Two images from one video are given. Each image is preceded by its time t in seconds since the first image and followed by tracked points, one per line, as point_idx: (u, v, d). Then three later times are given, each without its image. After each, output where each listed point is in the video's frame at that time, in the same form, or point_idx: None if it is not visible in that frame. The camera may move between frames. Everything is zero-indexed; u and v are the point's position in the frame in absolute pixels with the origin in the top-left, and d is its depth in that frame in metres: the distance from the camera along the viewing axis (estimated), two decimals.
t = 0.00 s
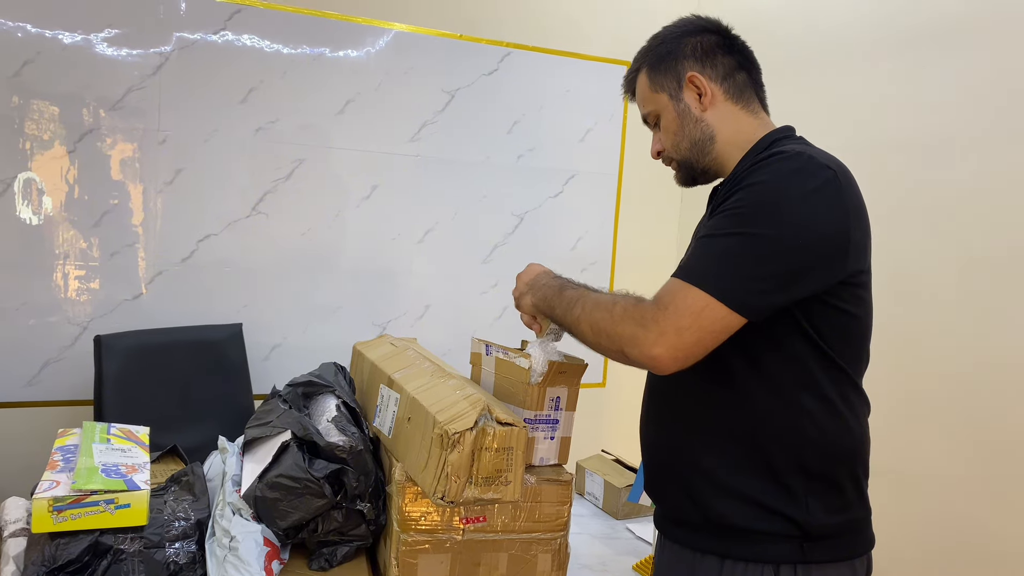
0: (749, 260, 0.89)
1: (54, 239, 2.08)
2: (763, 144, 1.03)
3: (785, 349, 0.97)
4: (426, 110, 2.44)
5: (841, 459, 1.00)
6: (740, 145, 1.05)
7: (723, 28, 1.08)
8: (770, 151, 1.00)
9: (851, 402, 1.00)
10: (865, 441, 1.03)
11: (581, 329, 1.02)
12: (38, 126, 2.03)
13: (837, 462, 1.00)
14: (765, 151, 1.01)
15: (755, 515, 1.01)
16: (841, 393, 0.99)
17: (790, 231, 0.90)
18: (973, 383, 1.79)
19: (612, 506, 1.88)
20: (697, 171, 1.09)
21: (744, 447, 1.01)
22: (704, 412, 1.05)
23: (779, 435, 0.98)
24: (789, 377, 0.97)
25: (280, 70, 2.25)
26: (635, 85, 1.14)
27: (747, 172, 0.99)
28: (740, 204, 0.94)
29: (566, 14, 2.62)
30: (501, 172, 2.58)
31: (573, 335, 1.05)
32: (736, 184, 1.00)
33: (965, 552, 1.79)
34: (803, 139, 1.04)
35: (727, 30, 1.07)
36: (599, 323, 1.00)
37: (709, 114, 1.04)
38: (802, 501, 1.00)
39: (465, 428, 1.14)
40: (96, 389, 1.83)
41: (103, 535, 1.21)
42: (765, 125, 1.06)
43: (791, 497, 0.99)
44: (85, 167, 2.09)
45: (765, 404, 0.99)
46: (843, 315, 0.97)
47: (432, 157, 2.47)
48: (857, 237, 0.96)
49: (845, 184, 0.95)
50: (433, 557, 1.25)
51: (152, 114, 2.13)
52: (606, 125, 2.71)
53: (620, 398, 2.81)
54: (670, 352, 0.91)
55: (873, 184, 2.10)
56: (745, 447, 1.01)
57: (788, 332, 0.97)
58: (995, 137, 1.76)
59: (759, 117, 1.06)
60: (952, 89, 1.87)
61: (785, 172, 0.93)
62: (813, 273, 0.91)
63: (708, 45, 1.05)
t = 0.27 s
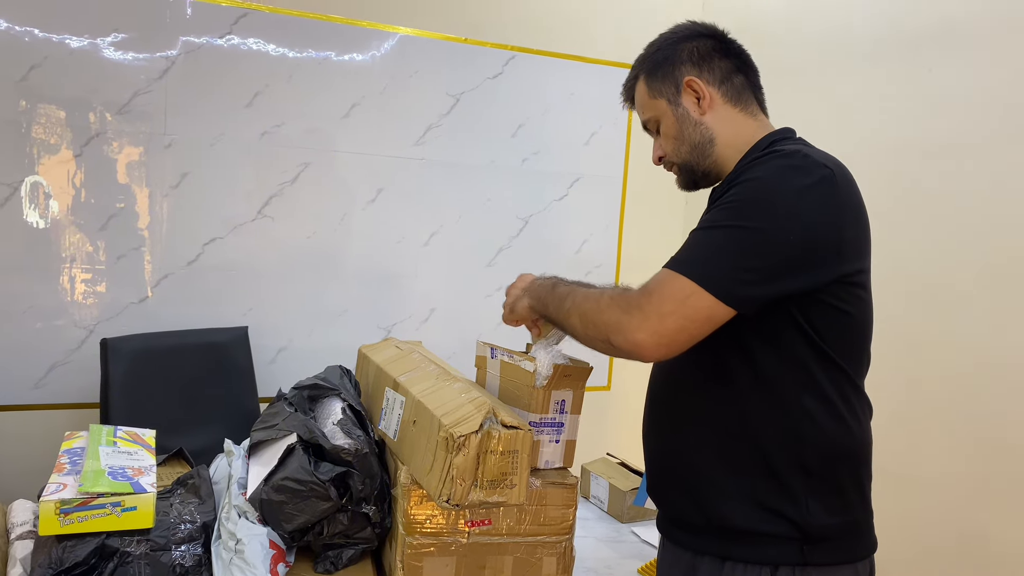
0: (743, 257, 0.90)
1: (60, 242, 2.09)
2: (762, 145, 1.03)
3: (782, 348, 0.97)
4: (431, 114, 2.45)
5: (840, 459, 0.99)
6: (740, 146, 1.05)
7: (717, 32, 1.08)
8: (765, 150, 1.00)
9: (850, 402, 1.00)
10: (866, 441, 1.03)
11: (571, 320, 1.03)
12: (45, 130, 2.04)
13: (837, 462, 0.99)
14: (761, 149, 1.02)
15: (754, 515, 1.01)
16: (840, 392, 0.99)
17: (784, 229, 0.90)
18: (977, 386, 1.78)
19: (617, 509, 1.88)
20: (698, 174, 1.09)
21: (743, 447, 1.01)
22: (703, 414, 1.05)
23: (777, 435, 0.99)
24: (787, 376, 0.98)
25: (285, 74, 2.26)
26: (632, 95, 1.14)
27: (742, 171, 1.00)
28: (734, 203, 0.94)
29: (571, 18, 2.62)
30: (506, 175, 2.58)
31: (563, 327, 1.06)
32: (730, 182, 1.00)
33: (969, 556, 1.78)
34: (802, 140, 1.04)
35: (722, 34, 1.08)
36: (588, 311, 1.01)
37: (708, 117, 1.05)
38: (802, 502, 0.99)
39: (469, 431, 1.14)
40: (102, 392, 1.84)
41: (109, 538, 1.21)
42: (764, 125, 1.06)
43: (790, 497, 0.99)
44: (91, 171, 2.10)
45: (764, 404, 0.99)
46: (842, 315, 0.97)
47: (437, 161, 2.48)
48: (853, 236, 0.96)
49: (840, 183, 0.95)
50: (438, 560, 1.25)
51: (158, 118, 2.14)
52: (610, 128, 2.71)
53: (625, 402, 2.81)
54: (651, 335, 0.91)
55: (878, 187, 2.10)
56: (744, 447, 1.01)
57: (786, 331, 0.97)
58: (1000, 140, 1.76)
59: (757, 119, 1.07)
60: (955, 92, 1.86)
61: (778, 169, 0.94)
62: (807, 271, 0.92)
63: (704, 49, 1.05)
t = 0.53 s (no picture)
0: (740, 266, 0.90)
1: (67, 246, 2.10)
2: (763, 150, 1.03)
3: (782, 355, 0.97)
4: (436, 117, 2.45)
5: (839, 466, 0.99)
6: (742, 151, 1.05)
7: (718, 32, 1.07)
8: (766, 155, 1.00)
9: (851, 408, 1.00)
10: (867, 447, 1.02)
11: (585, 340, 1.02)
12: (52, 134, 2.05)
13: (835, 469, 0.99)
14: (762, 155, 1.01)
15: (750, 520, 1.01)
16: (840, 399, 0.99)
17: (781, 235, 0.90)
18: (985, 389, 1.77)
19: (623, 514, 1.87)
20: (700, 178, 1.09)
21: (741, 453, 1.01)
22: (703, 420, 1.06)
23: (776, 441, 0.99)
24: (786, 383, 0.98)
25: (291, 78, 2.26)
26: (631, 92, 1.13)
27: (741, 177, 1.00)
28: (732, 209, 0.94)
29: (576, 22, 2.63)
30: (511, 178, 2.58)
31: (578, 344, 1.05)
32: (730, 189, 1.00)
33: (977, 561, 1.77)
34: (804, 142, 1.04)
35: (722, 34, 1.07)
36: (601, 331, 1.00)
37: (711, 122, 1.05)
38: (798, 507, 0.99)
39: (475, 435, 1.14)
40: (108, 396, 1.84)
41: (116, 541, 1.22)
42: (765, 128, 1.07)
43: (787, 503, 0.99)
44: (98, 175, 2.10)
45: (761, 409, 0.99)
46: (842, 321, 0.97)
47: (442, 164, 2.48)
48: (853, 241, 0.95)
49: (841, 189, 0.95)
50: (443, 564, 1.25)
51: (164, 122, 2.15)
52: (615, 132, 2.71)
53: (631, 405, 2.80)
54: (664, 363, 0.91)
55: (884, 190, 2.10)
56: (743, 454, 1.01)
57: (784, 336, 0.97)
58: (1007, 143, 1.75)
59: (759, 121, 1.07)
60: (962, 96, 1.86)
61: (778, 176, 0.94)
62: (807, 277, 0.92)
63: (705, 51, 1.04)
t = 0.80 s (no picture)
0: (737, 282, 0.89)
1: (75, 249, 2.10)
2: (760, 155, 1.03)
3: (776, 364, 0.97)
4: (443, 121, 2.46)
5: (833, 476, 0.99)
6: (739, 156, 1.05)
7: (713, 32, 1.06)
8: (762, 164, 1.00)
9: (848, 419, 0.99)
10: (864, 458, 1.02)
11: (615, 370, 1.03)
12: (60, 138, 2.06)
13: (828, 479, 0.99)
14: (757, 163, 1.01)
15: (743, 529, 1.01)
16: (834, 409, 0.98)
17: (778, 247, 0.90)
18: (994, 393, 1.77)
19: (629, 517, 1.87)
20: (698, 183, 1.10)
21: (734, 461, 1.01)
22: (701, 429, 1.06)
23: (769, 450, 0.99)
24: (780, 393, 0.98)
25: (298, 82, 2.27)
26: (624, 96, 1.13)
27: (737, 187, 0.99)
28: (728, 220, 0.94)
29: (582, 25, 2.63)
30: (517, 182, 2.59)
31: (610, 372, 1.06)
32: (727, 200, 1.00)
33: (985, 565, 1.77)
34: (802, 147, 1.03)
35: (717, 34, 1.06)
36: (628, 363, 1.01)
37: (706, 128, 1.04)
38: (792, 518, 0.99)
39: (482, 439, 1.14)
40: (116, 398, 1.85)
41: (123, 544, 1.22)
42: (763, 130, 1.06)
43: (779, 512, 0.99)
44: (105, 179, 2.11)
45: (757, 419, 0.99)
46: (837, 332, 0.96)
47: (448, 168, 2.48)
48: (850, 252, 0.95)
49: (836, 198, 0.94)
50: (450, 567, 1.26)
51: (172, 126, 2.16)
52: (621, 135, 2.71)
53: (637, 408, 2.80)
54: (678, 396, 0.92)
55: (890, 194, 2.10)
56: (737, 463, 1.01)
57: (779, 346, 0.97)
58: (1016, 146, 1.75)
59: (757, 123, 1.06)
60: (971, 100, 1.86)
61: (773, 187, 0.93)
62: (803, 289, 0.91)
63: (699, 54, 1.03)
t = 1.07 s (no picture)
0: (738, 306, 0.88)
1: (83, 250, 2.11)
2: (759, 158, 1.02)
3: (774, 381, 0.97)
4: (449, 122, 2.46)
5: (832, 492, 0.98)
6: (738, 157, 1.04)
7: (711, 24, 1.03)
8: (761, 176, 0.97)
9: (846, 433, 0.99)
10: (865, 471, 1.01)
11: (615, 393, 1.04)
12: (68, 140, 2.07)
13: (827, 495, 0.98)
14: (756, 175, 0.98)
15: (740, 543, 1.02)
16: (833, 425, 0.98)
17: (781, 268, 0.88)
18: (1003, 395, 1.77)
19: (636, 518, 1.87)
20: (697, 182, 1.09)
21: (733, 476, 1.02)
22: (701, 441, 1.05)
23: (767, 467, 0.98)
24: (777, 409, 0.97)
25: (305, 83, 2.28)
26: (620, 91, 1.12)
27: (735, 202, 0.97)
28: (727, 236, 0.92)
29: (588, 27, 2.63)
30: (523, 183, 2.59)
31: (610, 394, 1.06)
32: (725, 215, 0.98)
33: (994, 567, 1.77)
34: (803, 153, 1.00)
35: (716, 27, 1.03)
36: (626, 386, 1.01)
37: (704, 129, 1.03)
38: (790, 533, 0.99)
39: (489, 440, 1.14)
40: (124, 399, 1.85)
41: (132, 545, 1.22)
42: (762, 129, 1.05)
43: (776, 527, 0.99)
44: (114, 181, 2.12)
45: (756, 434, 0.99)
46: (835, 347, 0.96)
47: (454, 169, 2.49)
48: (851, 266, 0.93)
49: (837, 213, 0.92)
50: (457, 568, 1.26)
51: (180, 128, 2.16)
52: (628, 136, 2.71)
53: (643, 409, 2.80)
54: (674, 426, 0.92)
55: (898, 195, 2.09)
56: (735, 478, 1.01)
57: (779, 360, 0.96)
58: None
59: (758, 121, 1.05)
60: (979, 101, 1.85)
61: (772, 205, 0.91)
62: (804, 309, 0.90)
63: (696, 51, 1.01)
